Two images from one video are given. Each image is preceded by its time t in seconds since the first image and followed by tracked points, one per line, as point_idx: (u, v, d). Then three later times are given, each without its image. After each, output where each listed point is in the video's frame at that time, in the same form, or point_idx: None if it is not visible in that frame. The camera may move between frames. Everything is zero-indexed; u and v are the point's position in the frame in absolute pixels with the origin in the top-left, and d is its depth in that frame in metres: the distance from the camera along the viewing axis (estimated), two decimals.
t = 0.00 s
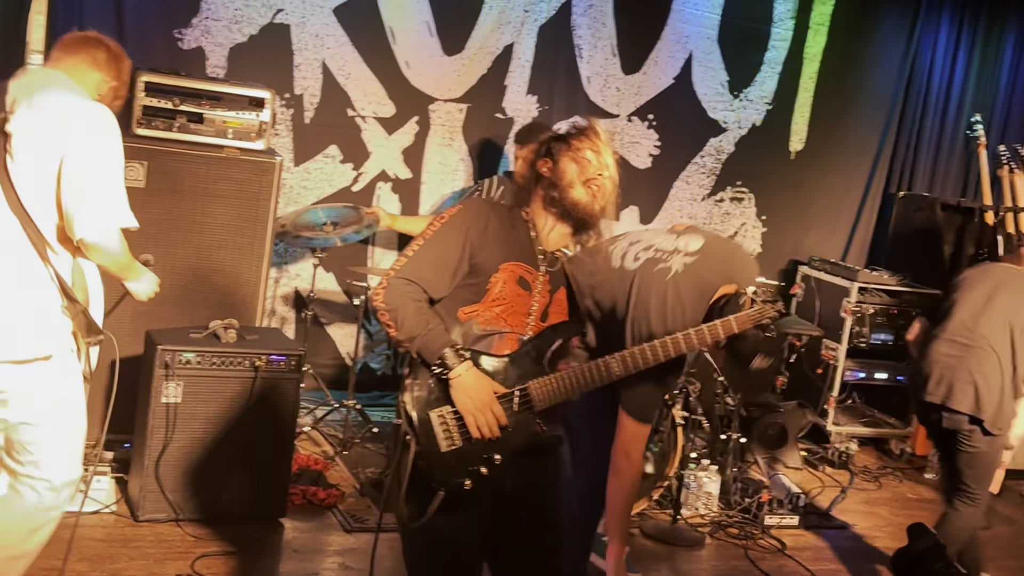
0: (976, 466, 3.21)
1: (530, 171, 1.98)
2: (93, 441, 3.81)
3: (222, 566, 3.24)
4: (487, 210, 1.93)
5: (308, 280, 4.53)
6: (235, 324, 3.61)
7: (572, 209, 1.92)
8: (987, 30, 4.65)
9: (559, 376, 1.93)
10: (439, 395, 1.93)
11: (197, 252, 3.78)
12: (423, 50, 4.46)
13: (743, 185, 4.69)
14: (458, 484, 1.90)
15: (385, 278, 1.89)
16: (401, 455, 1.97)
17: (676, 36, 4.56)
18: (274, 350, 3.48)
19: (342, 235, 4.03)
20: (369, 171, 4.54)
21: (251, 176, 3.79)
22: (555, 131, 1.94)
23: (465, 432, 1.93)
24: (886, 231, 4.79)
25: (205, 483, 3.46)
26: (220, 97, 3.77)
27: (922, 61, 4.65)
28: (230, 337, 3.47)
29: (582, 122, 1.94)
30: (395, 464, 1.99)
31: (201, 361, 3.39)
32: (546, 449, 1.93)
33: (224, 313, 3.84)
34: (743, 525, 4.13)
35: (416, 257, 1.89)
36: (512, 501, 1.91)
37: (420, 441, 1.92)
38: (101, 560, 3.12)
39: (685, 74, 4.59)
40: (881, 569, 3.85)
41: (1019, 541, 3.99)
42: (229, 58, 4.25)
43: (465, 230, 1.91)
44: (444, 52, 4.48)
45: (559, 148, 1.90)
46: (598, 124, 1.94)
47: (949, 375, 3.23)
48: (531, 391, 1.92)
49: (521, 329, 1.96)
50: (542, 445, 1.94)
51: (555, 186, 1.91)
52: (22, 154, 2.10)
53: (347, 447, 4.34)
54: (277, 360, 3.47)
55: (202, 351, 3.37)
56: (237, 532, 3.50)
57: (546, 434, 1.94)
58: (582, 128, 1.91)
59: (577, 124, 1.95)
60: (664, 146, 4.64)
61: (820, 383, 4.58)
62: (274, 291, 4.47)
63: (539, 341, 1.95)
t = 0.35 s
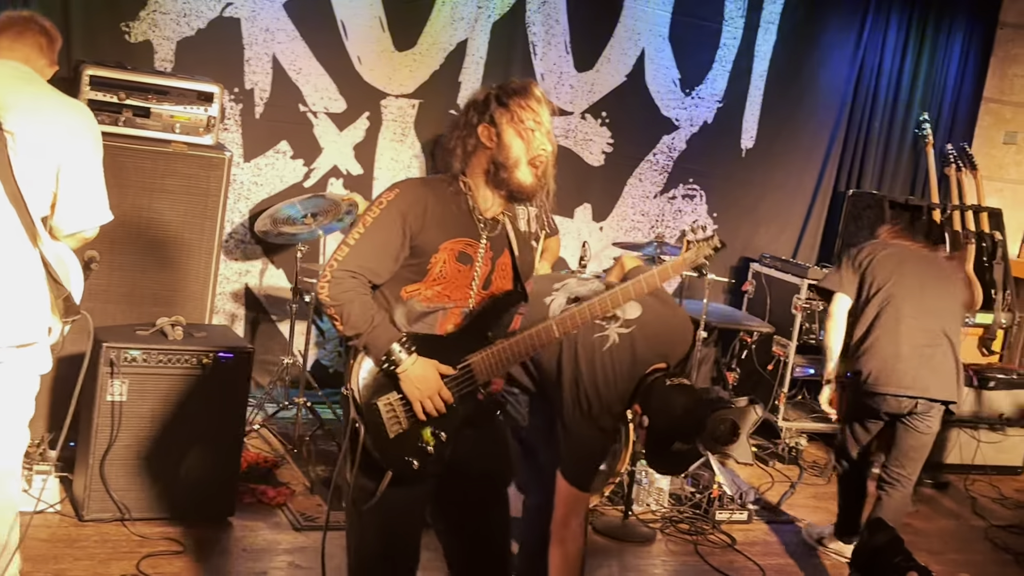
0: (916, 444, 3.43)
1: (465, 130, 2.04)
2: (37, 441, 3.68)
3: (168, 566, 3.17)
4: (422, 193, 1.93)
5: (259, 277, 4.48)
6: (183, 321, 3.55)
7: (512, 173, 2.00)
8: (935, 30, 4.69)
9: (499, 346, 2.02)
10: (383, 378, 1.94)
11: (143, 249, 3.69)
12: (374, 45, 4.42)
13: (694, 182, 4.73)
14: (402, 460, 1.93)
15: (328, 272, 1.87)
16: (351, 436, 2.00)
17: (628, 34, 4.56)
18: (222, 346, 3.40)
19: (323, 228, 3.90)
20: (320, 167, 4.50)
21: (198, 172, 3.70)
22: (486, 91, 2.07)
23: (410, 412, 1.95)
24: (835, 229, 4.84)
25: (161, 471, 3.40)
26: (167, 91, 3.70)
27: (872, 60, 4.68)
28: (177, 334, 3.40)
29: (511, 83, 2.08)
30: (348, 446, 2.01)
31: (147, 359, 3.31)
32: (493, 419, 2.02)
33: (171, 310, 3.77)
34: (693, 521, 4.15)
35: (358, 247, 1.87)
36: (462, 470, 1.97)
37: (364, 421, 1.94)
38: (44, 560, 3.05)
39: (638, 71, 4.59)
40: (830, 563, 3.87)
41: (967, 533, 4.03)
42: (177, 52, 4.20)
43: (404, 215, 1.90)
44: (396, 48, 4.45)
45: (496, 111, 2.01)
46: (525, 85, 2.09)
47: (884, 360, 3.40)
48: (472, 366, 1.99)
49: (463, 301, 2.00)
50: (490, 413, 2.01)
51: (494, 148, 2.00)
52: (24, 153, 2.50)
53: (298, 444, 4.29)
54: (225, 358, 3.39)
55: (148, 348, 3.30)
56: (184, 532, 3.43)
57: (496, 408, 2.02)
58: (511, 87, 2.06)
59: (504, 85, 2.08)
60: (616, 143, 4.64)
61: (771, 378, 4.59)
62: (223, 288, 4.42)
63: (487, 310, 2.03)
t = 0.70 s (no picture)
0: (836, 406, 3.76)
1: (403, 131, 2.03)
2: None
3: (114, 567, 3.10)
4: (370, 200, 1.94)
5: (210, 273, 4.43)
6: (130, 318, 3.44)
7: (450, 177, 1.99)
8: (884, 29, 4.73)
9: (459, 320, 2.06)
10: (341, 370, 1.96)
11: (88, 247, 3.59)
12: (325, 39, 4.38)
13: (648, 179, 4.74)
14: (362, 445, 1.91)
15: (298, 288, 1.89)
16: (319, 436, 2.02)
17: (581, 30, 4.54)
18: (170, 344, 3.33)
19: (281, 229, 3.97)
20: (271, 162, 4.44)
21: (146, 167, 3.59)
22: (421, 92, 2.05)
23: (368, 401, 1.95)
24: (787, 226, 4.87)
25: (119, 469, 3.32)
26: (113, 85, 3.59)
27: (822, 57, 4.71)
28: (125, 331, 3.31)
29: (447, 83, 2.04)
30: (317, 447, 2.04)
31: (94, 357, 3.22)
32: (453, 405, 1.99)
33: (120, 307, 3.66)
34: (646, 517, 4.15)
35: (335, 258, 1.90)
36: (422, 455, 1.94)
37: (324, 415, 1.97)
38: None
39: (592, 68, 4.59)
40: (780, 556, 3.89)
41: (915, 526, 4.07)
42: (124, 45, 4.13)
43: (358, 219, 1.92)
44: (347, 42, 4.40)
45: (433, 116, 1.99)
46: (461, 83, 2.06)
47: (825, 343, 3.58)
48: (429, 352, 1.99)
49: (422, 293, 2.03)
50: (450, 399, 1.99)
51: (432, 152, 1.99)
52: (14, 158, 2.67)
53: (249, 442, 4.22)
54: (172, 356, 3.32)
55: (94, 346, 3.21)
56: (133, 531, 3.35)
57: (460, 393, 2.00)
58: (448, 86, 2.03)
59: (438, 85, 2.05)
60: (571, 140, 4.64)
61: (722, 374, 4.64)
62: (171, 285, 4.36)
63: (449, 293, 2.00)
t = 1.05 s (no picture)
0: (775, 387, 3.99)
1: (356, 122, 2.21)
2: None
3: (63, 566, 3.05)
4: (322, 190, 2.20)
5: (158, 268, 4.39)
6: (77, 315, 3.36)
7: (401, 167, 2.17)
8: (835, 25, 4.77)
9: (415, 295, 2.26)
10: (300, 343, 2.18)
11: (36, 240, 3.45)
12: (277, 32, 4.34)
13: (603, 174, 4.76)
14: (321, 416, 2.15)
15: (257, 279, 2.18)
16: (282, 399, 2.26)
17: (536, 25, 4.54)
18: (119, 341, 3.27)
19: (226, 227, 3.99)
20: (221, 156, 4.40)
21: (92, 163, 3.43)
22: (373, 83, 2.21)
23: (324, 372, 2.17)
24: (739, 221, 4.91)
25: (75, 462, 3.28)
26: (60, 77, 3.42)
27: (774, 53, 4.75)
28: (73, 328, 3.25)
29: (397, 76, 2.21)
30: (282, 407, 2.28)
31: (41, 353, 3.15)
32: (409, 375, 2.21)
33: (66, 303, 3.52)
34: (600, 510, 4.15)
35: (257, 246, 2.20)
36: (378, 422, 2.17)
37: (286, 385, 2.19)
38: None
39: (547, 63, 4.58)
40: (733, 548, 3.92)
41: (864, 517, 4.12)
42: (71, 37, 4.06)
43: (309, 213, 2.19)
44: (299, 35, 4.36)
45: (381, 110, 2.16)
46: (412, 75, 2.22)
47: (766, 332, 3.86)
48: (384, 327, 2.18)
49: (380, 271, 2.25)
50: (404, 371, 2.20)
51: (382, 143, 2.16)
52: None
53: (200, 439, 4.16)
54: (123, 352, 3.25)
55: (41, 343, 3.14)
56: (82, 529, 3.30)
57: (412, 368, 2.21)
58: (398, 79, 2.20)
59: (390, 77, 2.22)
60: (526, 135, 4.64)
61: (676, 368, 4.66)
62: (119, 280, 4.31)
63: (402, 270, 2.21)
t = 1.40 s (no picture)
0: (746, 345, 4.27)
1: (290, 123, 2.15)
2: None
3: (7, 568, 3.01)
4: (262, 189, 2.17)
5: (108, 266, 4.34)
6: (23, 313, 3.27)
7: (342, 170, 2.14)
8: (787, 24, 4.81)
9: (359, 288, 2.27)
10: (246, 342, 2.13)
11: None
12: (228, 28, 4.30)
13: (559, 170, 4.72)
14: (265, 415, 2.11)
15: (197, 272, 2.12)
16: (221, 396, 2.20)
17: (491, 22, 4.53)
18: (67, 339, 3.23)
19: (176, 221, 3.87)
20: (172, 152, 4.36)
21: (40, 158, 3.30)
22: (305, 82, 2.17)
23: (271, 373, 2.14)
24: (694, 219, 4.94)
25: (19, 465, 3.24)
26: (6, 72, 3.34)
27: (727, 52, 4.77)
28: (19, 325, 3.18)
29: (330, 76, 2.16)
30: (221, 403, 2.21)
31: None
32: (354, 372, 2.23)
33: (11, 302, 3.36)
34: (555, 506, 4.14)
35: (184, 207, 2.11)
36: (322, 422, 2.17)
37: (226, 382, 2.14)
38: None
39: (503, 60, 4.58)
40: (686, 543, 3.95)
41: (815, 510, 4.17)
42: (18, 32, 4.00)
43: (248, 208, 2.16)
44: (251, 31, 4.33)
45: (319, 112, 2.11)
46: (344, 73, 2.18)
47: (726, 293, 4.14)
48: (330, 325, 2.18)
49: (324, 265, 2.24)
50: (351, 368, 2.22)
51: (320, 146, 2.13)
52: None
53: (150, 438, 4.12)
54: (71, 351, 3.23)
55: None
56: (28, 531, 3.26)
57: (356, 365, 2.22)
58: (333, 79, 2.15)
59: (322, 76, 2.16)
60: (482, 132, 4.63)
61: (631, 364, 4.63)
62: (68, 278, 4.27)
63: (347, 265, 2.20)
